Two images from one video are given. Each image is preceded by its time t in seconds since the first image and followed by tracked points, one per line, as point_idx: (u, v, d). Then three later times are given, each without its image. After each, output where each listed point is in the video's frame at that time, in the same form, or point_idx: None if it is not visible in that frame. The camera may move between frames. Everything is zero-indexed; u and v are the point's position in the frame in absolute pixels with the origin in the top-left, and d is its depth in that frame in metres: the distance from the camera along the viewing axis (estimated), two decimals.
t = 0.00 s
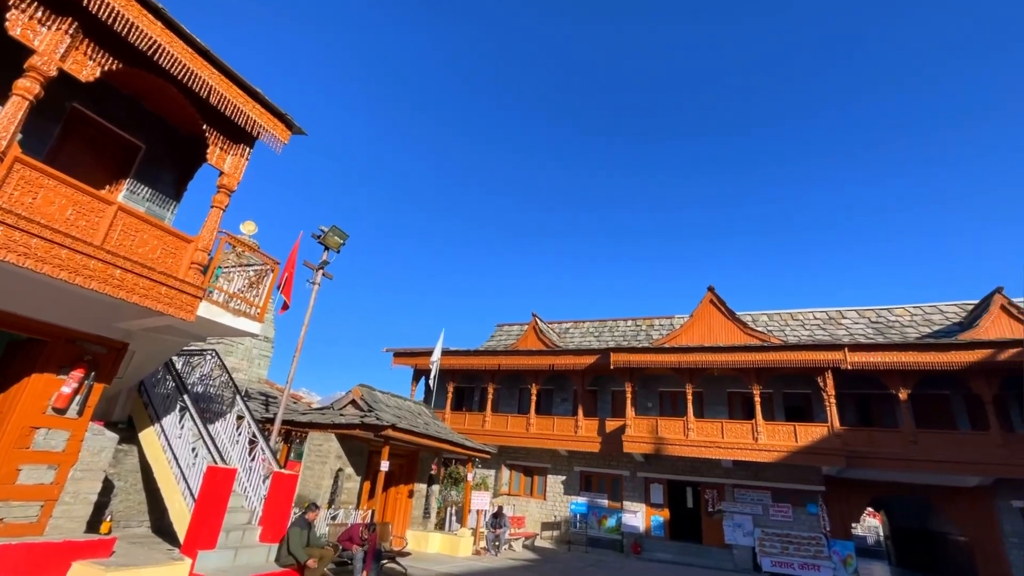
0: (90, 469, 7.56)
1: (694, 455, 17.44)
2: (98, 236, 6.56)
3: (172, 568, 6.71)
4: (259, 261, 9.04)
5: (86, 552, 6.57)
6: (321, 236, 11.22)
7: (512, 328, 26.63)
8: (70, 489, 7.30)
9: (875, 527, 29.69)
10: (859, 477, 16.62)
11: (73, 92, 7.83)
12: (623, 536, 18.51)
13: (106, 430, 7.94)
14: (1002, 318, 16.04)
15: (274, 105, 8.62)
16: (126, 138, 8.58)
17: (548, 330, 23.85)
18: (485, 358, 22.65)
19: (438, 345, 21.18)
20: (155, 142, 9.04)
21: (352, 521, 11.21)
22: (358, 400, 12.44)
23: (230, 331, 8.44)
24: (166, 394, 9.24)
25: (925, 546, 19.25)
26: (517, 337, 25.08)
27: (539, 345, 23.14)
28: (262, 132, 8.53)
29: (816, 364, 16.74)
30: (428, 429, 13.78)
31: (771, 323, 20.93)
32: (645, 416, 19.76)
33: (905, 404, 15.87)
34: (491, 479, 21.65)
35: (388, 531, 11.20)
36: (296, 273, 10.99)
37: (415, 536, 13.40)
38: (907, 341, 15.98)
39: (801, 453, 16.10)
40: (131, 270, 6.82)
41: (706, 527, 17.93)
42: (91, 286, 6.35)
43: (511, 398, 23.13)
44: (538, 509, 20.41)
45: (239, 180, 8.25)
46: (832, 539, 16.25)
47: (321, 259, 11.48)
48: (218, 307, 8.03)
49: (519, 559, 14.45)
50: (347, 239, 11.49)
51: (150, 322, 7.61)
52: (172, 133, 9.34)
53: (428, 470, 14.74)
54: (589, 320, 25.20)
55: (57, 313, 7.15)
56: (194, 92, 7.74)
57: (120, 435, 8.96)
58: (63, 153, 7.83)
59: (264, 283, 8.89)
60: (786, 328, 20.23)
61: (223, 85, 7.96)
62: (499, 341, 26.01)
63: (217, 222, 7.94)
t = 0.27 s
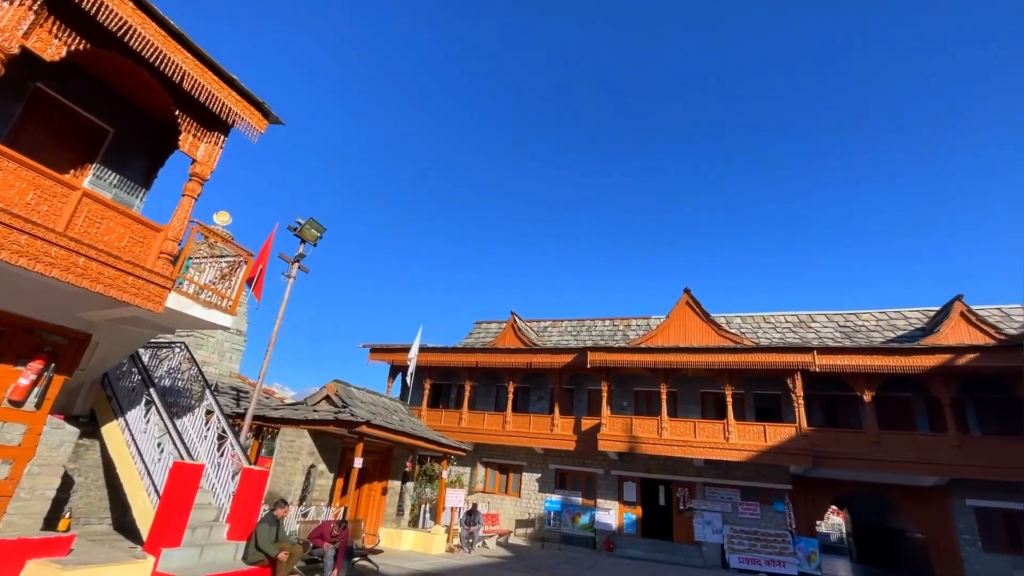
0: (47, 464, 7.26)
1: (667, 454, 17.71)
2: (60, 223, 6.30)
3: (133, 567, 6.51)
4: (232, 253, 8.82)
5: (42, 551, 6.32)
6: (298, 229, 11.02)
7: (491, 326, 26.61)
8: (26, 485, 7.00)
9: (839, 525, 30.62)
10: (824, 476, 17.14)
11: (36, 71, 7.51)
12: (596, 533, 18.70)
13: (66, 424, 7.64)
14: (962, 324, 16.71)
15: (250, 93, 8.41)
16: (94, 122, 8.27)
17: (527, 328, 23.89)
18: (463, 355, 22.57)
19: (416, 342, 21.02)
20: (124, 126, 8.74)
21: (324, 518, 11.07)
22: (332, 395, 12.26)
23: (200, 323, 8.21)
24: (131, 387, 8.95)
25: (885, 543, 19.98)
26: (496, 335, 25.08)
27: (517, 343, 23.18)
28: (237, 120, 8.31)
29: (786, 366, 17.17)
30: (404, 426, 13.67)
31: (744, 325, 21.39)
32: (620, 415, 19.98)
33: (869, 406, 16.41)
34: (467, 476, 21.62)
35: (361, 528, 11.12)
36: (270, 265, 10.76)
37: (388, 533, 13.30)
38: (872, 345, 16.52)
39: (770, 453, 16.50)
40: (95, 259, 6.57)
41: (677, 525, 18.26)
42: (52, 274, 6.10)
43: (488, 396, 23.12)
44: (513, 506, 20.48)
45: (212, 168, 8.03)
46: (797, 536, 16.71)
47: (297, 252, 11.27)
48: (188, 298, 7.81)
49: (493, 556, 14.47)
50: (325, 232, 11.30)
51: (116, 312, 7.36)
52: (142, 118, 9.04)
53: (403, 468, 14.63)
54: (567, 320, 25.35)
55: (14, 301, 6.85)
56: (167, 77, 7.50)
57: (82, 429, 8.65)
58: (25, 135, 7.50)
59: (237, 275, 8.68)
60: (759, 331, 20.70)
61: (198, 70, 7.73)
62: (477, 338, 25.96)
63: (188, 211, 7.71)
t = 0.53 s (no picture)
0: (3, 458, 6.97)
1: (641, 452, 17.96)
2: (21, 207, 6.05)
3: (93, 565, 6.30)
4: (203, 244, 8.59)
5: None
6: (274, 221, 10.79)
7: (470, 323, 26.54)
8: None
9: (804, 523, 31.50)
10: (792, 475, 17.62)
11: None
12: (570, 531, 18.86)
13: (25, 417, 7.33)
14: (925, 329, 17.33)
15: (226, 80, 8.20)
16: (59, 103, 7.95)
17: (506, 326, 23.91)
18: (441, 352, 22.46)
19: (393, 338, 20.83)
20: (91, 109, 8.42)
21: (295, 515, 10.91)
22: (307, 391, 12.05)
23: (170, 315, 7.99)
24: (95, 380, 8.65)
25: (847, 540, 20.64)
26: (474, 332, 25.02)
27: (495, 341, 23.17)
28: (212, 107, 8.08)
29: (758, 367, 17.57)
30: (379, 422, 13.54)
31: (718, 327, 21.80)
32: (596, 413, 20.18)
33: (836, 407, 16.91)
34: (442, 473, 21.54)
35: (332, 525, 11.07)
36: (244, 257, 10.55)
37: (361, 530, 13.16)
38: (840, 348, 17.02)
39: (740, 452, 16.87)
40: (58, 246, 6.32)
41: (649, 522, 18.54)
42: (12, 260, 5.84)
43: (465, 393, 23.07)
44: (488, 503, 20.51)
45: (184, 156, 7.79)
46: (765, 533, 17.14)
47: (272, 244, 11.04)
48: (156, 288, 7.58)
49: (466, 553, 14.46)
50: (302, 225, 11.09)
51: (79, 302, 7.10)
52: (111, 102, 8.74)
53: (377, 465, 14.51)
54: (546, 318, 25.46)
55: None
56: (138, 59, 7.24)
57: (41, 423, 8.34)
58: None
59: (209, 267, 8.47)
60: (733, 333, 21.13)
61: (171, 54, 7.49)
62: (455, 335, 25.87)
63: (159, 199, 7.48)
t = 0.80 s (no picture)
0: None
1: (616, 450, 18.16)
2: None
3: (51, 564, 6.07)
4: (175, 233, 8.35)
5: None
6: (249, 212, 10.54)
7: (449, 320, 26.42)
8: None
9: (772, 520, 32.30)
10: (761, 473, 18.05)
11: None
12: (544, 528, 18.97)
13: None
14: (891, 334, 17.91)
15: (201, 66, 7.98)
16: (23, 83, 7.62)
17: (485, 324, 23.88)
18: (419, 348, 22.30)
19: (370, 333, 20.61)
20: (57, 90, 8.09)
21: (266, 512, 10.66)
22: (280, 386, 11.83)
23: (137, 306, 7.74)
24: (56, 371, 8.32)
25: (812, 537, 21.27)
26: (453, 329, 24.92)
27: (474, 338, 23.11)
28: (186, 92, 7.85)
29: (731, 368, 17.92)
30: (354, 419, 13.39)
31: (694, 328, 22.16)
32: (573, 411, 20.32)
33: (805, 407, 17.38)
34: (417, 471, 21.43)
35: (304, 522, 10.80)
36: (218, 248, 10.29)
37: (333, 528, 12.99)
38: (811, 350, 17.49)
39: (712, 451, 17.21)
40: (18, 231, 6.06)
41: (623, 519, 18.79)
42: None
43: (443, 390, 22.99)
44: (463, 501, 20.49)
45: (156, 142, 7.55)
46: (734, 530, 17.53)
47: (247, 236, 10.79)
48: (123, 278, 7.33)
49: (441, 550, 14.41)
50: (278, 217, 10.88)
51: (41, 290, 6.82)
52: (79, 83, 8.42)
53: (352, 461, 14.35)
54: (525, 316, 25.51)
55: None
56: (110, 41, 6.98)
57: None
58: None
59: (180, 257, 8.24)
60: (708, 334, 21.51)
61: (144, 37, 7.25)
62: (434, 332, 25.72)
63: (128, 185, 7.24)
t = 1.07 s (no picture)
0: None
1: (591, 448, 18.33)
2: None
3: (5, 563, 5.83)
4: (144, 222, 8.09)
5: None
6: (224, 202, 10.28)
7: (427, 317, 26.26)
8: None
9: (742, 518, 33.02)
10: (732, 472, 18.44)
11: None
12: (519, 525, 19.03)
13: None
14: (859, 337, 18.47)
15: (176, 50, 7.72)
16: None
17: (464, 321, 23.79)
18: (397, 345, 22.10)
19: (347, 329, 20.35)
20: (22, 70, 7.76)
21: (235, 509, 10.45)
22: (253, 381, 11.58)
23: (102, 296, 7.46)
24: (13, 363, 7.98)
25: (780, 534, 21.84)
26: (431, 326, 24.77)
27: (453, 335, 23.02)
28: (158, 77, 7.60)
29: (706, 369, 18.24)
30: (329, 414, 13.21)
31: (670, 328, 22.48)
32: (550, 410, 20.43)
33: (775, 408, 17.81)
34: (393, 468, 21.26)
35: (275, 519, 10.62)
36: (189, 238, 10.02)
37: (305, 525, 12.81)
38: (782, 352, 17.92)
39: (686, 450, 17.51)
40: None
41: (597, 516, 18.99)
42: None
43: (420, 387, 22.85)
44: (439, 498, 20.41)
45: (125, 127, 7.30)
46: (705, 527, 17.88)
47: (221, 227, 10.52)
48: (88, 267, 7.06)
49: (415, 548, 14.32)
50: (254, 208, 10.63)
51: None
52: (45, 64, 8.09)
53: (325, 458, 14.16)
54: (505, 314, 25.51)
55: None
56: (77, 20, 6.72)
57: None
58: None
59: (150, 247, 7.99)
60: (684, 335, 21.85)
61: (114, 17, 6.99)
62: (412, 328, 25.53)
63: (94, 171, 6.98)
